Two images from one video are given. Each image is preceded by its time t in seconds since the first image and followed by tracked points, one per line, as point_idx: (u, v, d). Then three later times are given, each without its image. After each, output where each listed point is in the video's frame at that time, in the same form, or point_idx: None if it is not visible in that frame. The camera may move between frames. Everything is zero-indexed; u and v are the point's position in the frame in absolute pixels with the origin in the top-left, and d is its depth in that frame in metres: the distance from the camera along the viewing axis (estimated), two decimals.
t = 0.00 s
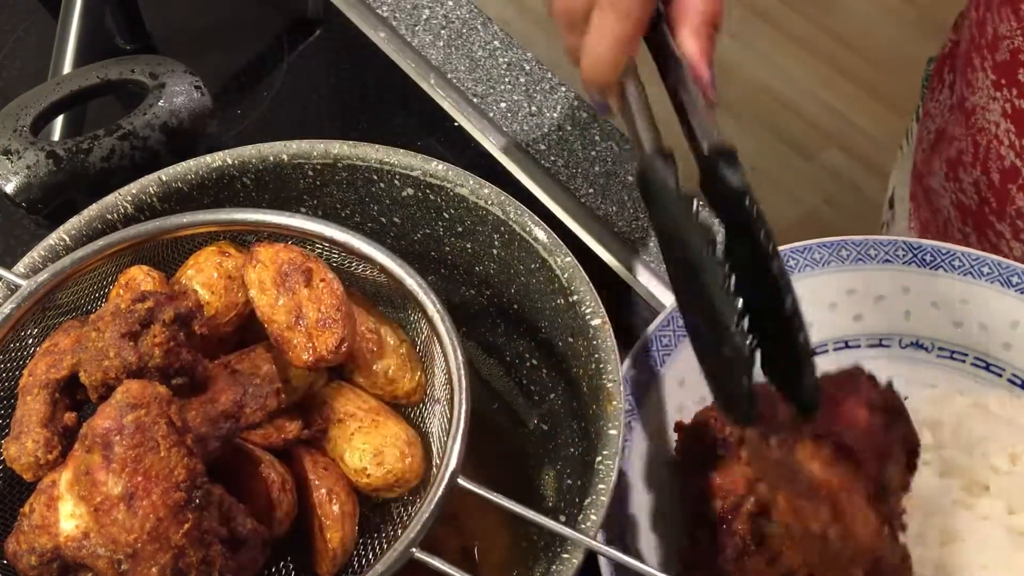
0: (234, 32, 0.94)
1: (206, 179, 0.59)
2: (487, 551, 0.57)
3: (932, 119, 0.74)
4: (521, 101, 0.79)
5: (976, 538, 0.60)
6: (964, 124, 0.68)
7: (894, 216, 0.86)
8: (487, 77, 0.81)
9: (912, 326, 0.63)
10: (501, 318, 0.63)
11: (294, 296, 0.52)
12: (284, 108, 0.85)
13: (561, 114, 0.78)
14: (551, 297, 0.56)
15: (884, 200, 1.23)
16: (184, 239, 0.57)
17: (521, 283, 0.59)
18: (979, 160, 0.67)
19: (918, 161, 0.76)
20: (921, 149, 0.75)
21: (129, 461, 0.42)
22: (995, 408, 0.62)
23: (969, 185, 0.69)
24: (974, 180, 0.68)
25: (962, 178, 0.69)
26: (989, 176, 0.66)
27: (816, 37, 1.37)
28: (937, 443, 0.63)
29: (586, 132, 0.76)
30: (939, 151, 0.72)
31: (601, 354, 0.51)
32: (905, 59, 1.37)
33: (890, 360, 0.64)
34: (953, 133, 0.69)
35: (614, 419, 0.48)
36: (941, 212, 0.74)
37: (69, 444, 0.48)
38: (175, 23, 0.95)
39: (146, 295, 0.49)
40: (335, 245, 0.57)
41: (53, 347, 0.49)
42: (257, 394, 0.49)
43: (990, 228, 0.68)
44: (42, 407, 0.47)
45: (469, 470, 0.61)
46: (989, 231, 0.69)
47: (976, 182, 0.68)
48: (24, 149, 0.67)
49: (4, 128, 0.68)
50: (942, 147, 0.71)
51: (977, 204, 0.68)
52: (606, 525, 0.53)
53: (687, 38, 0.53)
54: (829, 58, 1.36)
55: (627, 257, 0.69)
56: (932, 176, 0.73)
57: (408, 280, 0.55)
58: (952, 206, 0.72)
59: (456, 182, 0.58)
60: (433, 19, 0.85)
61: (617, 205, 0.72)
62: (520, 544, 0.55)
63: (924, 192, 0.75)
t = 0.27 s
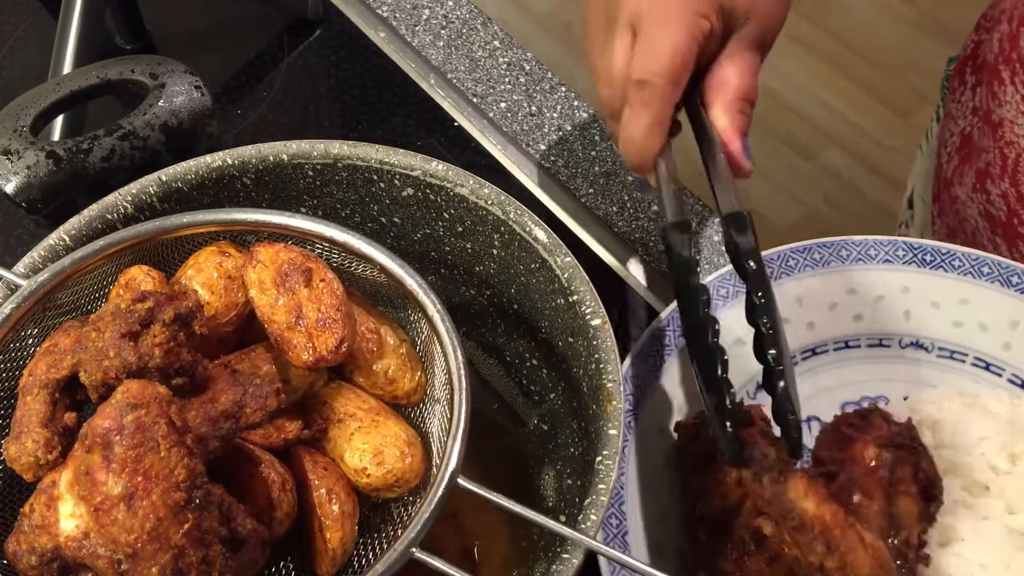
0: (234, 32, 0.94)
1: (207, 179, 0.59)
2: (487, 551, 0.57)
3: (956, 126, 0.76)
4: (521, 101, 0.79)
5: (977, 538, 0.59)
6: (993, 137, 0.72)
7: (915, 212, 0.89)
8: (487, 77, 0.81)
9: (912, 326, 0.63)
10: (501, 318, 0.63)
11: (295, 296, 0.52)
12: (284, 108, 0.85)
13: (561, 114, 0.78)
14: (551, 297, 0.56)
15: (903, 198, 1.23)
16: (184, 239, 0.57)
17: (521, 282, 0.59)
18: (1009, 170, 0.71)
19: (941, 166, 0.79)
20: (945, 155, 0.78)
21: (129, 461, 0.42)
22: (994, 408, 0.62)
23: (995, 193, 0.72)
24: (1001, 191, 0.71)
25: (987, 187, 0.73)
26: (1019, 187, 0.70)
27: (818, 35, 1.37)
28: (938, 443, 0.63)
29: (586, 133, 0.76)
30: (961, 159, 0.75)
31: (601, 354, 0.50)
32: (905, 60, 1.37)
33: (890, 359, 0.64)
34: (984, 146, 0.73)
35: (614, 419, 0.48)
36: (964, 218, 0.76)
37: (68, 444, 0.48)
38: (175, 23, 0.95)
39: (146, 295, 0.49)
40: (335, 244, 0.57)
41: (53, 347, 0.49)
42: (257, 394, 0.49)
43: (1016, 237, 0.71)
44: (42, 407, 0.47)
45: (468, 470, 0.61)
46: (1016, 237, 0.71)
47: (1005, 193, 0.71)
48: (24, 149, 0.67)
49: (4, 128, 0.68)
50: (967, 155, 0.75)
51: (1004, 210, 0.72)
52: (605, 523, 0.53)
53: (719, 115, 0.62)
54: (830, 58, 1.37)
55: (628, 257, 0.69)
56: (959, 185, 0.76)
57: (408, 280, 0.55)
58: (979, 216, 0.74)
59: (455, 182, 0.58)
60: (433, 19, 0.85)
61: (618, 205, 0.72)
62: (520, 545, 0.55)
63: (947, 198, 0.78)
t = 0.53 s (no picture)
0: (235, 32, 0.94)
1: (207, 179, 0.59)
2: (487, 551, 0.57)
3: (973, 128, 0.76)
4: (521, 101, 0.79)
5: (978, 538, 0.59)
6: (1009, 141, 0.72)
7: (930, 213, 0.89)
8: (487, 77, 0.81)
9: (912, 326, 0.63)
10: (501, 318, 0.63)
11: (295, 296, 0.52)
12: (284, 108, 0.85)
13: (561, 114, 0.78)
14: (551, 297, 0.56)
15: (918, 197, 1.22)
16: (184, 239, 0.57)
17: (521, 282, 0.59)
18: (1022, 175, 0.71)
19: (957, 169, 0.79)
20: (962, 158, 0.78)
21: (129, 461, 0.42)
22: (994, 408, 0.62)
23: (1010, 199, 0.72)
24: (1018, 196, 0.71)
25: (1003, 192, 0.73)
26: None
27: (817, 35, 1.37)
28: (938, 443, 0.63)
29: (586, 133, 0.76)
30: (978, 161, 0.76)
31: (601, 354, 0.50)
32: (904, 58, 1.37)
33: (890, 359, 0.64)
34: (1001, 151, 0.73)
35: (614, 419, 0.48)
36: (981, 222, 0.76)
37: (68, 444, 0.48)
38: (176, 23, 0.95)
39: (146, 295, 0.49)
40: (335, 244, 0.57)
41: (53, 347, 0.49)
42: (257, 394, 0.49)
43: None
44: (42, 407, 0.47)
45: (468, 470, 0.61)
46: None
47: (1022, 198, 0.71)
48: (24, 149, 0.67)
49: (4, 128, 0.68)
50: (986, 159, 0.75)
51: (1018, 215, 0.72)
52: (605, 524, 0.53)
53: (730, 148, 0.59)
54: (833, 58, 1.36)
55: (628, 257, 0.69)
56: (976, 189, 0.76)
57: (408, 280, 0.55)
58: (995, 220, 0.74)
59: (455, 182, 0.57)
60: (433, 18, 0.85)
61: (618, 205, 0.72)
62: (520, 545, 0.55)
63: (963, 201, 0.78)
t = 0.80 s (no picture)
0: (235, 33, 0.94)
1: (207, 179, 0.59)
2: (487, 552, 0.57)
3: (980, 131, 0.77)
4: (521, 101, 0.79)
5: (978, 538, 0.59)
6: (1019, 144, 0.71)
7: (936, 216, 0.89)
8: (487, 77, 0.81)
9: (912, 326, 0.63)
10: (502, 318, 0.63)
11: (295, 296, 0.52)
12: (284, 108, 0.85)
13: (561, 114, 0.78)
14: (551, 297, 0.56)
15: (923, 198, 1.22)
16: (184, 239, 0.57)
17: (521, 282, 0.59)
18: None
19: (967, 172, 0.79)
20: (970, 161, 0.78)
21: (129, 461, 0.42)
22: (993, 408, 0.62)
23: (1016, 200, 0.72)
24: None
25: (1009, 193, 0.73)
26: None
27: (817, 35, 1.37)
28: (938, 443, 0.63)
29: (586, 133, 0.77)
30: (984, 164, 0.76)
31: (601, 354, 0.50)
32: (904, 59, 1.37)
33: (890, 359, 0.64)
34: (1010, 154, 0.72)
35: (614, 419, 0.48)
36: (990, 226, 0.76)
37: (68, 444, 0.48)
38: (176, 24, 0.95)
39: (146, 295, 0.49)
40: (336, 244, 0.57)
41: (53, 347, 0.49)
42: (257, 394, 0.49)
43: None
44: (43, 407, 0.47)
45: (468, 470, 0.61)
46: None
47: None
48: (24, 149, 0.67)
49: (4, 128, 0.68)
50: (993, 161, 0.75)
51: None
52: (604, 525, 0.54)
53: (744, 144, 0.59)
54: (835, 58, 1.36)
55: (628, 257, 0.69)
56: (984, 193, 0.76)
57: (407, 280, 0.55)
58: (1003, 223, 0.74)
59: (455, 182, 0.57)
60: (433, 19, 0.85)
61: (618, 205, 0.72)
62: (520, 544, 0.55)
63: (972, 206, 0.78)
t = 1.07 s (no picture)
0: (234, 33, 0.94)
1: (207, 179, 0.59)
2: (488, 552, 0.57)
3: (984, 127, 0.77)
4: (521, 101, 0.79)
5: (978, 538, 0.59)
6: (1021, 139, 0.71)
7: (940, 216, 0.89)
8: (487, 77, 0.81)
9: (912, 326, 0.63)
10: (501, 318, 0.63)
11: (295, 296, 0.52)
12: (284, 108, 0.85)
13: (561, 114, 0.78)
14: (551, 297, 0.56)
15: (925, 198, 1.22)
16: (184, 239, 0.57)
17: (521, 282, 0.59)
18: None
19: (970, 169, 0.79)
20: (973, 158, 0.78)
21: (129, 461, 0.42)
22: (993, 407, 0.62)
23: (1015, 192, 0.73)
24: None
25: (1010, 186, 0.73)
26: None
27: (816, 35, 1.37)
28: (938, 443, 0.63)
29: (586, 133, 0.77)
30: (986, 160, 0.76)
31: (601, 354, 0.50)
32: (904, 58, 1.37)
33: (890, 359, 0.64)
34: (1011, 149, 0.72)
35: (614, 419, 0.48)
36: (992, 222, 0.76)
37: (68, 444, 0.48)
38: (176, 24, 0.95)
39: (146, 295, 0.49)
40: (336, 244, 0.57)
41: (53, 347, 0.49)
42: (257, 394, 0.49)
43: None
44: (42, 407, 0.47)
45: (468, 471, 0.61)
46: None
47: None
48: (24, 149, 0.67)
49: (4, 128, 0.68)
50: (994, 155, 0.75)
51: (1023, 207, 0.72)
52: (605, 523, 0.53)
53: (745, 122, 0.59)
54: (835, 58, 1.36)
55: (628, 257, 0.69)
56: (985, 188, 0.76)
57: (408, 280, 0.55)
58: (1005, 219, 0.74)
59: (455, 182, 0.57)
60: (433, 19, 0.85)
61: (618, 205, 0.72)
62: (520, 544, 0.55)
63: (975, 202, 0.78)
